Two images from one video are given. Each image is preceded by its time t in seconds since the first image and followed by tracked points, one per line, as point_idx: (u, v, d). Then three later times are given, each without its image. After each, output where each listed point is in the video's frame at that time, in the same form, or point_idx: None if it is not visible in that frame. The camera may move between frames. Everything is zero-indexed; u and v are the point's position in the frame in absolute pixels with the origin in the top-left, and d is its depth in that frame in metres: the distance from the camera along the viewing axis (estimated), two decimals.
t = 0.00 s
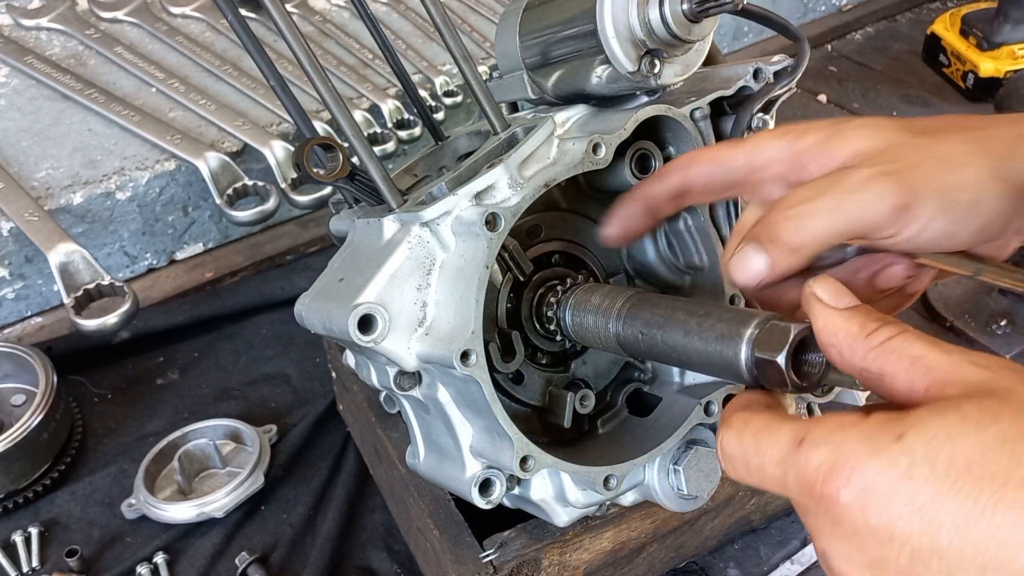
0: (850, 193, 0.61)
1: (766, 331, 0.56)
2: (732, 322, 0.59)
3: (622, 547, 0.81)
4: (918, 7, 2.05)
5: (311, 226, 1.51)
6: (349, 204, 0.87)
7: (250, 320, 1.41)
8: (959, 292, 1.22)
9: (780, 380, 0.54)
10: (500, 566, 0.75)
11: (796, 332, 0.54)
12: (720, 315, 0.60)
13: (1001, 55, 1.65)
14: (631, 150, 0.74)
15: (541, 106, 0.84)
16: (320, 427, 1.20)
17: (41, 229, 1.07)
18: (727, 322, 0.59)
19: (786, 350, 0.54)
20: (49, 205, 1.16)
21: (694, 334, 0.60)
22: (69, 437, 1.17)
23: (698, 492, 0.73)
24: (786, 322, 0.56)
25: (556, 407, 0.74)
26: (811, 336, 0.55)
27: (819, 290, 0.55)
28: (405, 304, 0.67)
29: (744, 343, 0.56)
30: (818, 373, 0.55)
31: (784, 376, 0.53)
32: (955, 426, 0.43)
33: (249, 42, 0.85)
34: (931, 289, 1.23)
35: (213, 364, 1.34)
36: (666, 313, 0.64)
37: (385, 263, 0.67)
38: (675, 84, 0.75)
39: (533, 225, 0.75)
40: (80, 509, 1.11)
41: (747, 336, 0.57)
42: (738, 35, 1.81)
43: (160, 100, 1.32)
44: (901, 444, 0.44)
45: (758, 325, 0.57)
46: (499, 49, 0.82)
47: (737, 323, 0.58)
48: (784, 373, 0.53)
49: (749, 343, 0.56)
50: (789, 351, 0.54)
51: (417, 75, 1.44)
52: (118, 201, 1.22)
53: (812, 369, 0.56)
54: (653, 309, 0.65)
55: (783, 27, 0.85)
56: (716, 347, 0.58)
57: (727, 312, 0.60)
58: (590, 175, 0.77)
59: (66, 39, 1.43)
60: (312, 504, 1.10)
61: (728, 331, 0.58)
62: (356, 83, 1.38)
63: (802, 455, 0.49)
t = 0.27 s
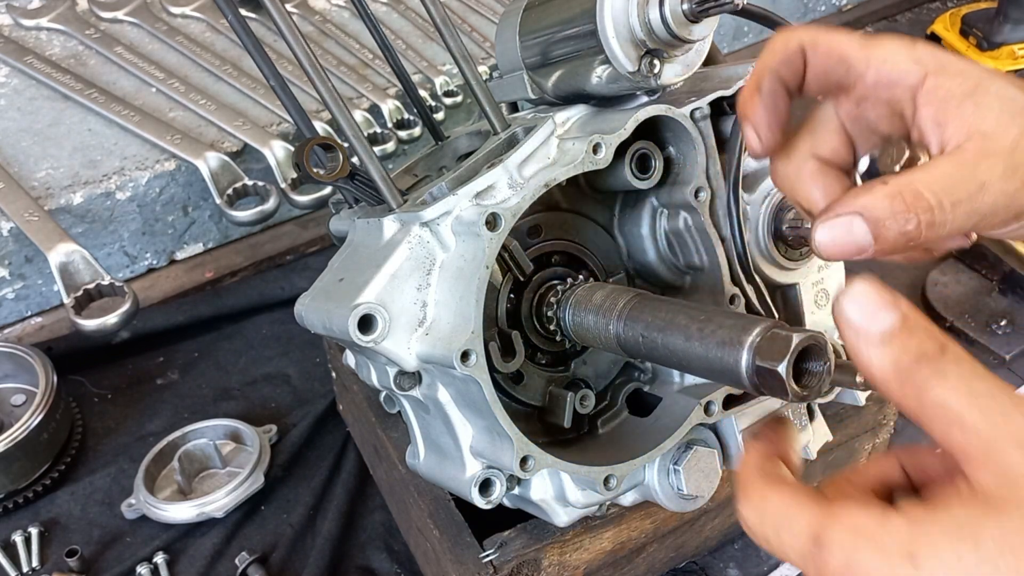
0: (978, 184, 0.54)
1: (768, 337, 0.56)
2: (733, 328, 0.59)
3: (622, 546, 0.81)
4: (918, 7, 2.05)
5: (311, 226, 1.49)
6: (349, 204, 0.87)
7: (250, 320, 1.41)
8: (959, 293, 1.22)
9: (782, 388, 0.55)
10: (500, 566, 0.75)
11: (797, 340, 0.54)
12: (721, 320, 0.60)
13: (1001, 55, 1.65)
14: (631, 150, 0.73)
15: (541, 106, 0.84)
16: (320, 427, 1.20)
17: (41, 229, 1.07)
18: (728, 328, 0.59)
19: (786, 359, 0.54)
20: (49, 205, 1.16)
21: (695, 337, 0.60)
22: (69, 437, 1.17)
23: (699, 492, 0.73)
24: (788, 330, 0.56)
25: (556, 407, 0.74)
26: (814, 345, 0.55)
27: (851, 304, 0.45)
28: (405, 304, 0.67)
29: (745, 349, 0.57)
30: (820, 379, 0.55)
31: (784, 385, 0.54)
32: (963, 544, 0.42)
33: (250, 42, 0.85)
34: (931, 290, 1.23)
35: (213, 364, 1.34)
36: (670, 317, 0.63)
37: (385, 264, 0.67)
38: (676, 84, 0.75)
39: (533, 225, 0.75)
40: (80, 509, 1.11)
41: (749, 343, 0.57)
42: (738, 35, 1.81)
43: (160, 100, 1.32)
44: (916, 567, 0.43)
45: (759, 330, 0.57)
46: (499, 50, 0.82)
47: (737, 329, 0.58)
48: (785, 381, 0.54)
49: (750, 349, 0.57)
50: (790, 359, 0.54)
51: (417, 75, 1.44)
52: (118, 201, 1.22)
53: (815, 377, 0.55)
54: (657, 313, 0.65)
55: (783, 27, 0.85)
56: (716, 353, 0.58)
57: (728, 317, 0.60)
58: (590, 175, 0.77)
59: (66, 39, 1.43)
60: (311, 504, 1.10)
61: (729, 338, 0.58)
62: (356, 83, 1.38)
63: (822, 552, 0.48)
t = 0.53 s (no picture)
0: None
1: (768, 337, 0.56)
2: (733, 328, 0.58)
3: (622, 546, 0.81)
4: (918, 7, 2.05)
5: (311, 226, 1.51)
6: (349, 204, 0.87)
7: (250, 320, 1.41)
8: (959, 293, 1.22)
9: (782, 387, 0.55)
10: (500, 566, 0.75)
11: (796, 339, 0.54)
12: (721, 320, 0.60)
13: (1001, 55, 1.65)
14: (631, 151, 0.73)
15: (541, 106, 0.84)
16: (320, 427, 1.20)
17: (41, 229, 1.07)
18: (729, 328, 0.59)
19: (787, 358, 0.54)
20: (49, 205, 1.16)
21: (694, 338, 0.60)
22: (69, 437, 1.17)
23: (698, 491, 0.73)
24: (789, 330, 0.56)
25: (556, 407, 0.74)
26: (814, 344, 0.55)
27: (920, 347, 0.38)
28: (405, 305, 0.67)
29: (745, 349, 0.56)
30: (820, 378, 0.55)
31: (784, 385, 0.54)
32: None
33: (250, 42, 0.85)
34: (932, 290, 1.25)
35: (213, 364, 1.34)
36: (669, 316, 0.64)
37: (385, 264, 0.67)
38: (676, 84, 0.75)
39: (533, 225, 0.75)
40: (80, 509, 1.11)
41: (749, 343, 0.57)
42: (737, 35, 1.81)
43: (160, 100, 1.32)
44: None
45: (760, 330, 0.57)
46: (499, 50, 0.83)
47: (738, 329, 0.58)
48: (785, 381, 0.54)
49: (750, 349, 0.56)
50: (790, 359, 0.54)
51: (417, 75, 1.44)
52: (118, 201, 1.22)
53: (816, 377, 0.56)
54: (656, 313, 0.65)
55: (783, 28, 0.85)
56: (716, 353, 0.58)
57: (728, 317, 0.60)
58: (590, 175, 0.77)
59: (66, 39, 1.43)
60: (311, 504, 1.10)
61: (729, 338, 0.58)
62: (356, 83, 1.38)
63: None
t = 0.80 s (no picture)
0: None
1: (768, 337, 0.56)
2: (733, 328, 0.58)
3: (622, 546, 0.81)
4: (918, 6, 2.05)
5: (311, 226, 1.50)
6: (349, 204, 0.87)
7: (250, 320, 1.41)
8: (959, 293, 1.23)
9: (782, 387, 0.55)
10: (500, 566, 0.75)
11: (796, 339, 0.54)
12: (721, 320, 0.60)
13: (1001, 54, 1.66)
14: (631, 150, 0.73)
15: (541, 106, 0.84)
16: (320, 427, 1.20)
17: (41, 229, 1.07)
18: (729, 328, 0.59)
19: (786, 358, 0.54)
20: (49, 205, 1.16)
21: (695, 339, 0.60)
22: (69, 437, 1.17)
23: (698, 491, 0.73)
24: (789, 330, 0.56)
25: (556, 407, 0.74)
26: (814, 344, 0.55)
27: None
28: (405, 305, 0.67)
29: (746, 349, 0.56)
30: (819, 379, 0.55)
31: (784, 385, 0.54)
32: None
33: (249, 42, 0.85)
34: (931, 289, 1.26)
35: (213, 364, 1.34)
36: (670, 316, 0.64)
37: (385, 264, 0.67)
38: (676, 84, 0.75)
39: (534, 225, 0.75)
40: (80, 509, 1.11)
41: (749, 343, 0.57)
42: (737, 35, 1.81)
43: (160, 100, 1.32)
44: None
45: (760, 330, 0.57)
46: (499, 50, 0.82)
47: (738, 329, 0.58)
48: (785, 381, 0.54)
49: (750, 349, 0.56)
50: (790, 360, 0.54)
51: (417, 75, 1.44)
52: (118, 201, 1.22)
53: (816, 377, 0.56)
54: (656, 315, 0.64)
55: (783, 28, 0.85)
56: (716, 353, 0.58)
57: (728, 318, 0.60)
58: (590, 175, 0.77)
59: (66, 39, 1.43)
60: (311, 504, 1.10)
61: (730, 338, 0.58)
62: (356, 83, 1.38)
63: None
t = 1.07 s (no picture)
0: None
1: (768, 337, 0.56)
2: (733, 328, 0.58)
3: (622, 546, 0.81)
4: (918, 6, 2.05)
5: (311, 226, 1.50)
6: (349, 204, 0.87)
7: (250, 320, 1.41)
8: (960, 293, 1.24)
9: (782, 387, 0.55)
10: (500, 566, 0.74)
11: (797, 339, 0.54)
12: (721, 320, 0.60)
13: (1001, 54, 1.66)
14: (631, 150, 0.73)
15: (541, 106, 0.84)
16: (320, 427, 1.20)
17: (41, 229, 1.07)
18: (729, 328, 0.59)
19: (786, 358, 0.54)
20: (49, 205, 1.17)
21: (696, 338, 0.60)
22: (68, 437, 1.17)
23: (698, 491, 0.73)
24: (788, 330, 0.56)
25: (555, 407, 0.74)
26: (814, 345, 0.55)
27: None
28: (405, 305, 0.67)
29: (746, 349, 0.56)
30: (819, 379, 0.56)
31: (784, 385, 0.54)
32: None
33: (249, 42, 0.85)
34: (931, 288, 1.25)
35: (213, 364, 1.34)
36: (670, 316, 0.64)
37: (385, 264, 0.67)
38: (676, 84, 0.75)
39: (534, 225, 0.75)
40: (80, 509, 1.11)
41: (749, 343, 0.57)
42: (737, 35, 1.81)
43: (160, 100, 1.32)
44: None
45: (760, 330, 0.57)
46: (499, 50, 0.82)
47: (738, 329, 0.58)
48: (785, 381, 0.54)
49: (750, 349, 0.56)
50: (790, 360, 0.54)
51: (417, 75, 1.44)
52: (118, 201, 1.22)
53: (816, 377, 0.56)
54: (657, 314, 0.64)
55: (783, 28, 0.85)
56: (716, 353, 0.58)
57: (728, 318, 0.60)
58: (590, 175, 0.77)
59: (66, 39, 1.43)
60: (311, 504, 1.10)
61: (730, 338, 0.58)
62: (356, 83, 1.38)
63: None
